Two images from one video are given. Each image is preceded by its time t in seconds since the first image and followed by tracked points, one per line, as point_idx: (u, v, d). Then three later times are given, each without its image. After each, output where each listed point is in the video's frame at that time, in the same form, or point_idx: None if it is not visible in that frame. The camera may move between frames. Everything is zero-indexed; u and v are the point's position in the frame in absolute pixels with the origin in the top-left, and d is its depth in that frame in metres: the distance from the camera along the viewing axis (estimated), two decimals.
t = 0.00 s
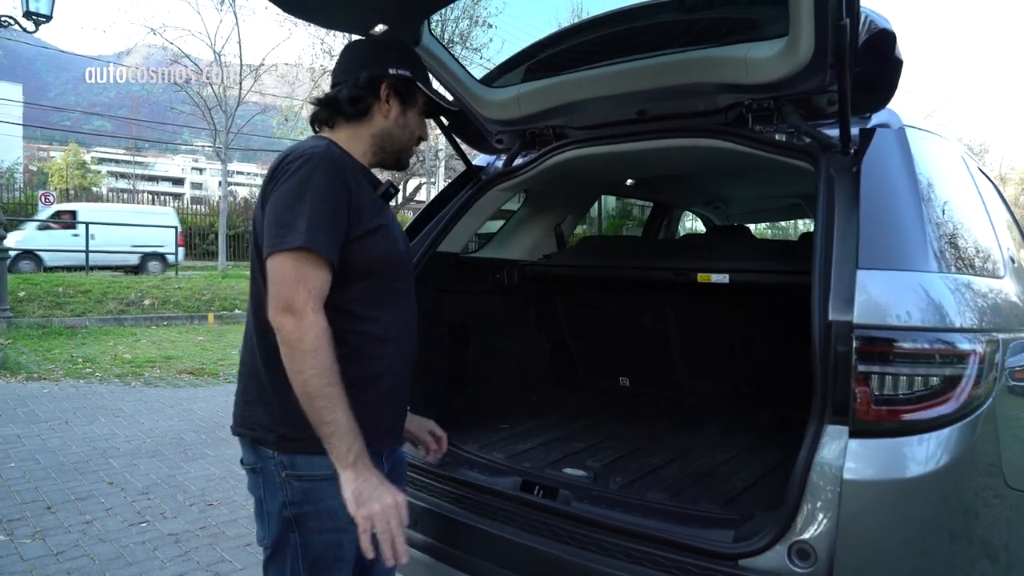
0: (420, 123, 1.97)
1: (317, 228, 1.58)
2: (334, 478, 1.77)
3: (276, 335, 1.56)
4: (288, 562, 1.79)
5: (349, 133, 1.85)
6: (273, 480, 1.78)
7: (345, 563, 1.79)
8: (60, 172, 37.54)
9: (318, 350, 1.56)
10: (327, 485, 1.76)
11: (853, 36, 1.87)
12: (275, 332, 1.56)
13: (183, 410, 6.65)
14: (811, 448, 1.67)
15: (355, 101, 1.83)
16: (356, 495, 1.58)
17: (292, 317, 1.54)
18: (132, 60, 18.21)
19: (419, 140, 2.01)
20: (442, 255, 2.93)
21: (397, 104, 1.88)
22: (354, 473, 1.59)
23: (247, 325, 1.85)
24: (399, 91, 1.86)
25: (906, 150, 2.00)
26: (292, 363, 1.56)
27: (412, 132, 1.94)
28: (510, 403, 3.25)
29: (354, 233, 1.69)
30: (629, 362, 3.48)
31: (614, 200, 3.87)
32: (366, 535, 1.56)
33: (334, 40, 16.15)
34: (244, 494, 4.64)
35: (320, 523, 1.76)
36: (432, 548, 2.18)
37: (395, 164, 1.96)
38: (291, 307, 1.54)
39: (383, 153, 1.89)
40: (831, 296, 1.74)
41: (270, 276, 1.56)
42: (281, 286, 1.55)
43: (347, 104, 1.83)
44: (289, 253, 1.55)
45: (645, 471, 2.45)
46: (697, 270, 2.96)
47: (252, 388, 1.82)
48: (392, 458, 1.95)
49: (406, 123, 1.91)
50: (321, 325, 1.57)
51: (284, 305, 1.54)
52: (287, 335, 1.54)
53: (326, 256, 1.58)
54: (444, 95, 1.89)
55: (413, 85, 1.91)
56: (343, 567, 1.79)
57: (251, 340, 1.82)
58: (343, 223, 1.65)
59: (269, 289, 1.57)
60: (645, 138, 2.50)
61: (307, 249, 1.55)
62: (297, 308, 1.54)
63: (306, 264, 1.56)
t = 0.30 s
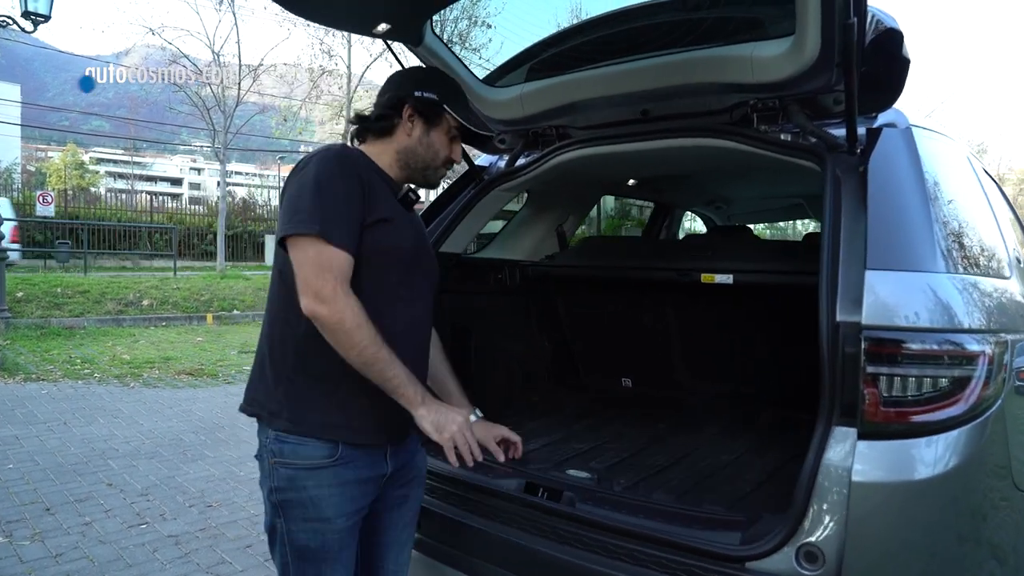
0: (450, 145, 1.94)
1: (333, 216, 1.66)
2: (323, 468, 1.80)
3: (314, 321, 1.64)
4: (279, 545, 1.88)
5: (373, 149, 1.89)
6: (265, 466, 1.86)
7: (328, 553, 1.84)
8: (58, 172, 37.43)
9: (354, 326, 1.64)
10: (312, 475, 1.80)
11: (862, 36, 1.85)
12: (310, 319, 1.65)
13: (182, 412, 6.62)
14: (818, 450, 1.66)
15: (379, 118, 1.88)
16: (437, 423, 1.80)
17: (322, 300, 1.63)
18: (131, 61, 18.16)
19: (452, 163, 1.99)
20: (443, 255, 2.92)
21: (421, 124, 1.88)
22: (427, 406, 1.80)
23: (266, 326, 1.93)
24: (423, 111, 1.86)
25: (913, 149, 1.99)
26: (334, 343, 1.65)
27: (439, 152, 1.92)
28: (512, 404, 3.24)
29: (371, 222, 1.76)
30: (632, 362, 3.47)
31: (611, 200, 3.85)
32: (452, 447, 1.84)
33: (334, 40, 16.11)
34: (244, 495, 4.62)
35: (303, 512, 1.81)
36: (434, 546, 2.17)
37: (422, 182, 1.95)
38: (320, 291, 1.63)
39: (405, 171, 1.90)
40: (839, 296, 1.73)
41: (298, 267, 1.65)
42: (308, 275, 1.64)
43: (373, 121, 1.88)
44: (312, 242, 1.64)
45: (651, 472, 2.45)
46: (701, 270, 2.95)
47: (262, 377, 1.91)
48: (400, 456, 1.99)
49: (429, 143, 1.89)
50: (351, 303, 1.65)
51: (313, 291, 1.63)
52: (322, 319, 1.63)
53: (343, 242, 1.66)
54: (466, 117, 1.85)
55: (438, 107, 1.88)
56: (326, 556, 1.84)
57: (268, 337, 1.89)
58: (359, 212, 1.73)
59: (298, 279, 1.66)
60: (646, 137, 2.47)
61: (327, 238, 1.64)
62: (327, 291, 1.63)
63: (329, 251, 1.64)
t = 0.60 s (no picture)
0: (468, 151, 1.94)
1: (340, 213, 1.70)
2: (320, 459, 1.81)
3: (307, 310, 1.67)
4: (279, 532, 1.91)
5: (393, 154, 1.94)
6: (268, 453, 1.89)
7: (322, 545, 1.85)
8: (54, 172, 37.33)
9: (344, 319, 1.67)
10: (307, 465, 1.81)
11: (867, 36, 1.86)
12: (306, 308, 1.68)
13: (180, 412, 6.60)
14: (823, 454, 1.64)
15: (398, 125, 1.92)
16: (405, 434, 1.77)
17: (319, 290, 1.65)
18: (128, 60, 18.11)
19: (473, 169, 1.99)
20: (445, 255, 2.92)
21: (436, 130, 1.89)
22: (400, 414, 1.76)
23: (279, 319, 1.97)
24: (437, 118, 1.88)
25: (917, 149, 1.99)
26: (325, 335, 1.67)
27: (455, 158, 1.93)
28: (513, 405, 3.24)
29: (378, 222, 1.79)
30: (632, 363, 3.47)
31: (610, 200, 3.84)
32: (411, 464, 1.78)
33: (332, 40, 16.08)
34: (243, 496, 4.61)
35: (299, 501, 1.83)
36: (436, 546, 2.17)
37: (442, 187, 1.98)
38: (317, 281, 1.66)
39: (422, 176, 1.93)
40: (844, 296, 1.73)
41: (300, 256, 1.69)
42: (307, 264, 1.67)
43: (395, 127, 1.93)
44: (316, 233, 1.68)
45: (654, 472, 2.44)
46: (704, 270, 2.94)
47: (272, 368, 1.93)
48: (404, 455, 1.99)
49: (444, 149, 1.90)
50: (345, 298, 1.68)
51: (309, 281, 1.66)
52: (315, 308, 1.66)
53: (346, 237, 1.69)
54: (477, 124, 1.84)
55: (453, 113, 1.89)
56: (321, 547, 1.85)
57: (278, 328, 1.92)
58: (366, 211, 1.76)
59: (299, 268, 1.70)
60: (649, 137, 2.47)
61: (329, 231, 1.68)
62: (323, 282, 1.66)
63: (330, 244, 1.67)
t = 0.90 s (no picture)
0: (463, 147, 1.92)
1: (336, 215, 1.69)
2: (321, 461, 1.82)
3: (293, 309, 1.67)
4: (280, 533, 1.91)
5: (390, 155, 1.95)
6: (270, 454, 1.89)
7: (324, 546, 1.86)
8: (44, 171, 37.08)
9: (326, 323, 1.66)
10: (308, 466, 1.82)
11: (865, 37, 1.86)
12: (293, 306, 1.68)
13: (173, 413, 6.57)
14: (822, 455, 1.65)
15: (394, 126, 1.94)
16: (357, 456, 1.73)
17: (307, 290, 1.65)
18: (120, 59, 18.02)
19: (472, 165, 1.96)
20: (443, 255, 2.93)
21: (429, 129, 1.89)
22: (359, 433, 1.74)
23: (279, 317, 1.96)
24: (428, 115, 1.88)
25: (914, 150, 2.00)
26: (305, 335, 1.67)
27: (451, 155, 1.91)
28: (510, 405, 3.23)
29: (374, 225, 1.79)
30: (629, 362, 3.47)
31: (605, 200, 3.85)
32: (356, 487, 1.74)
33: (325, 39, 16.07)
34: (237, 497, 4.59)
35: (300, 502, 1.83)
36: (435, 547, 2.17)
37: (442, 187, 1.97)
38: (306, 281, 1.66)
39: (420, 176, 1.93)
40: (843, 295, 1.74)
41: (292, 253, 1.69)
42: (297, 262, 1.67)
43: (391, 129, 1.95)
44: (309, 233, 1.67)
45: (652, 472, 2.44)
46: (701, 271, 2.93)
47: (274, 369, 1.92)
48: (405, 454, 2.00)
49: (437, 146, 1.89)
50: (331, 301, 1.67)
51: (297, 280, 1.66)
52: (300, 308, 1.66)
53: (341, 240, 1.69)
54: (468, 118, 1.82)
55: (445, 109, 1.88)
56: (322, 548, 1.86)
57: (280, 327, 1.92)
58: (362, 214, 1.75)
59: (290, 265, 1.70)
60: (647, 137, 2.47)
61: (323, 233, 1.67)
62: (310, 283, 1.65)
63: (322, 246, 1.67)
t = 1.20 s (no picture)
0: (449, 142, 1.91)
1: (336, 227, 1.68)
2: (328, 464, 1.87)
3: (304, 328, 1.66)
4: (285, 537, 1.96)
5: (376, 151, 1.93)
6: (272, 459, 1.93)
7: (333, 546, 1.93)
8: (33, 169, 36.83)
9: (342, 339, 1.66)
10: (317, 469, 1.87)
11: (860, 37, 1.88)
12: (303, 325, 1.66)
13: (164, 412, 6.53)
14: (817, 452, 1.66)
15: (378, 121, 1.92)
16: (391, 457, 1.75)
17: (317, 308, 1.64)
18: (110, 56, 17.89)
19: (459, 159, 1.96)
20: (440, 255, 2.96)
21: (414, 125, 1.87)
22: (390, 437, 1.75)
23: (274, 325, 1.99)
24: (413, 113, 1.85)
25: (907, 148, 2.01)
26: (320, 353, 1.66)
27: (436, 152, 1.90)
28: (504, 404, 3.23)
29: (374, 233, 1.79)
30: (622, 361, 3.47)
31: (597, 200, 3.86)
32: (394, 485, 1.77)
33: (317, 38, 16.01)
34: (230, 497, 4.58)
35: (309, 506, 1.89)
36: (431, 545, 2.17)
37: (428, 182, 1.97)
38: (315, 299, 1.64)
39: (406, 173, 1.93)
40: (837, 295, 1.75)
41: (296, 273, 1.67)
42: (304, 281, 1.65)
43: (375, 123, 1.93)
44: (310, 250, 1.66)
45: (646, 471, 2.45)
46: (696, 269, 2.95)
47: (271, 377, 1.95)
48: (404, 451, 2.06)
49: (423, 143, 1.88)
50: (342, 316, 1.66)
51: (307, 299, 1.65)
52: (313, 327, 1.65)
53: (344, 253, 1.68)
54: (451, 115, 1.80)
55: (430, 106, 1.85)
56: (331, 549, 1.93)
57: (275, 336, 1.95)
58: (362, 223, 1.75)
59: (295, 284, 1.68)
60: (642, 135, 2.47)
61: (328, 248, 1.66)
62: (320, 301, 1.64)
63: (328, 261, 1.66)
